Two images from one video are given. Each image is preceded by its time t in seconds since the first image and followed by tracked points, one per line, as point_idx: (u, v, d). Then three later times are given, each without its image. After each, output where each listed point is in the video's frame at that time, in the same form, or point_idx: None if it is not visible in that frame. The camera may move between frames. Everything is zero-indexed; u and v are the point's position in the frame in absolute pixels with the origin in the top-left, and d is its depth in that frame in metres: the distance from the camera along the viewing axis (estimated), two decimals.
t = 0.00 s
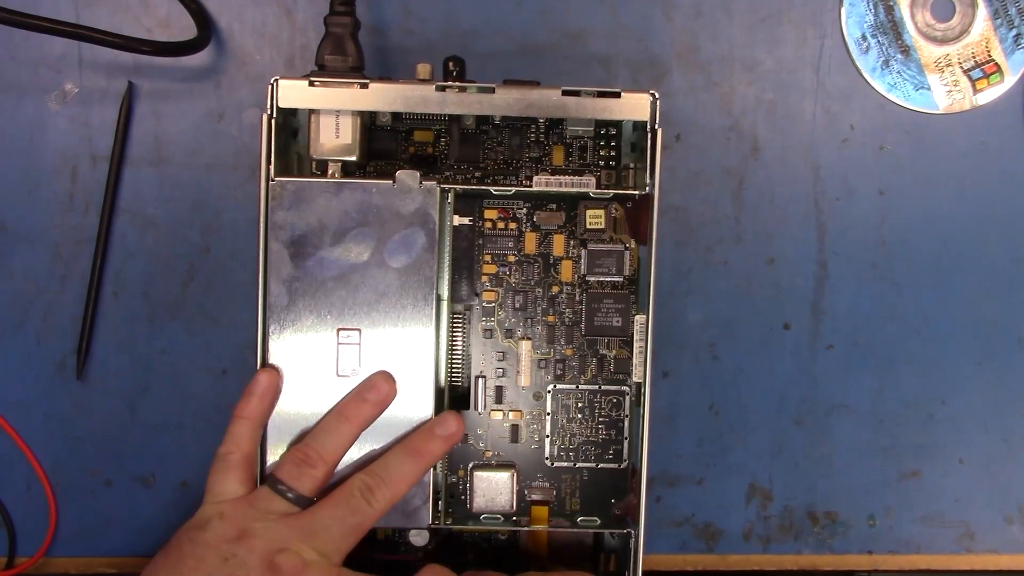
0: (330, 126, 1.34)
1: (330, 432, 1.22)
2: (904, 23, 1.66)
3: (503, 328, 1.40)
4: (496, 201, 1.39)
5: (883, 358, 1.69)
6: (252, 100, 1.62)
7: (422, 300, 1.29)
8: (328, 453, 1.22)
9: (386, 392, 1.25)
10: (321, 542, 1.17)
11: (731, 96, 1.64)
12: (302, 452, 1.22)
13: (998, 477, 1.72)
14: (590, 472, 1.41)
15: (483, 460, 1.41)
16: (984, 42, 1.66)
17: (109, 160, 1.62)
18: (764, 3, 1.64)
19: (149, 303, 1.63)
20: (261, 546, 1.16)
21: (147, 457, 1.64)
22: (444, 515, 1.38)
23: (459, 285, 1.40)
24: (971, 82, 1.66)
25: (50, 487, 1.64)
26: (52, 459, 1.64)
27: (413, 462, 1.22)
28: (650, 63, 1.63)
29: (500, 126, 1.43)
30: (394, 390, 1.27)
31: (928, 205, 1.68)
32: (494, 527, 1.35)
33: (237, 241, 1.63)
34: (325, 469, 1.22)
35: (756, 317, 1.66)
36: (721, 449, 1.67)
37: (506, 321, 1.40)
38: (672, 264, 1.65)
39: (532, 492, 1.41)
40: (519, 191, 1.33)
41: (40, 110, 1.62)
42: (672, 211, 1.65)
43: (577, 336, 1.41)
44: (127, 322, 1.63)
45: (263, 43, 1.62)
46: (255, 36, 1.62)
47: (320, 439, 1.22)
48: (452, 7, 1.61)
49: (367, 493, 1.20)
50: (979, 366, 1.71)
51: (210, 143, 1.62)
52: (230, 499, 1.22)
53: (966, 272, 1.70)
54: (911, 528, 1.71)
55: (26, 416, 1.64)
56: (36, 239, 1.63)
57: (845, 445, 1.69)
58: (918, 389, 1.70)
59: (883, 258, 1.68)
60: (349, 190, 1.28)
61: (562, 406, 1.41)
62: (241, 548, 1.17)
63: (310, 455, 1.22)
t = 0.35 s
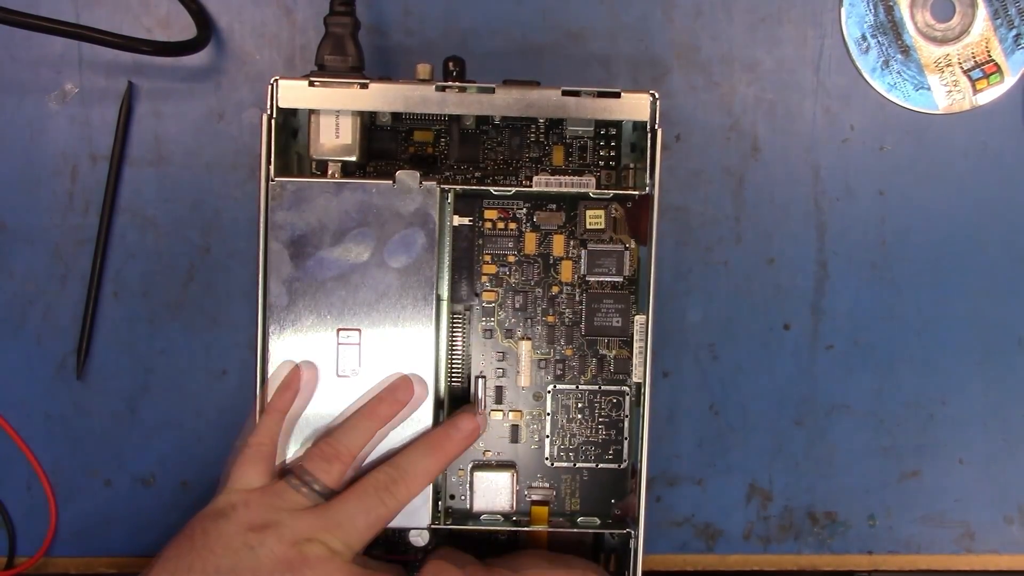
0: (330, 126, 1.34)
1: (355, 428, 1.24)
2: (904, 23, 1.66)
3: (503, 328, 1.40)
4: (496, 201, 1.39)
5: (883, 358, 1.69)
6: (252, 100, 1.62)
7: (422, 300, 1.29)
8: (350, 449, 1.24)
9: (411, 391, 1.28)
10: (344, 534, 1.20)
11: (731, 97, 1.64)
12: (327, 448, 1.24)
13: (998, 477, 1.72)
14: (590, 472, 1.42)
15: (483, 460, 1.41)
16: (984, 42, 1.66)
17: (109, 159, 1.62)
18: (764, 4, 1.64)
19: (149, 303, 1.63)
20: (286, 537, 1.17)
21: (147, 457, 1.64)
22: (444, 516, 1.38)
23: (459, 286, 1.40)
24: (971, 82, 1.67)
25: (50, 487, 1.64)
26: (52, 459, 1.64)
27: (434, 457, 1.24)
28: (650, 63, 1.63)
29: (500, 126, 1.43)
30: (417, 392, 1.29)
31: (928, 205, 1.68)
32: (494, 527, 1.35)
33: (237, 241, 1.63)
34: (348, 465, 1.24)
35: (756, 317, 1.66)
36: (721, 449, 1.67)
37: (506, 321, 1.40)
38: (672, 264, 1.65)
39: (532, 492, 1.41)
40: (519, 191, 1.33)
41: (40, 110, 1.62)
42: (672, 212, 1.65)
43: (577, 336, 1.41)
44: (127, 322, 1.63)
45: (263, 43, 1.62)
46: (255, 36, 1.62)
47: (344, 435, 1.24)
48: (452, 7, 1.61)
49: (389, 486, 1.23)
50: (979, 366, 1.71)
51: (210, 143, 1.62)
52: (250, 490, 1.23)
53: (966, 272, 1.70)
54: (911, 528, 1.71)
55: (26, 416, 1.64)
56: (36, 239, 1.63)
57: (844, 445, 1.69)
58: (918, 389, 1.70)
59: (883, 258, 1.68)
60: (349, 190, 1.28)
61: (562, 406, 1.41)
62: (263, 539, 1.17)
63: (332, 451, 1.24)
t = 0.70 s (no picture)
0: (330, 126, 1.34)
1: (298, 454, 1.14)
2: (904, 23, 1.66)
3: (503, 328, 1.40)
4: (496, 201, 1.39)
5: (883, 358, 1.69)
6: (252, 100, 1.62)
7: (422, 300, 1.29)
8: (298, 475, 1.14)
9: (359, 409, 1.16)
10: None
11: (731, 97, 1.64)
12: (265, 480, 1.14)
13: (998, 477, 1.72)
14: (590, 472, 1.41)
15: (483, 460, 1.41)
16: (984, 42, 1.66)
17: (109, 159, 1.62)
18: (764, 4, 1.64)
19: (149, 303, 1.63)
20: None
21: (147, 457, 1.64)
22: (444, 516, 1.39)
23: (459, 285, 1.40)
24: (971, 82, 1.67)
25: (50, 487, 1.64)
26: (52, 459, 1.64)
27: (380, 480, 1.11)
28: (650, 64, 1.63)
29: (500, 126, 1.43)
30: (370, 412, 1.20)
31: (928, 205, 1.68)
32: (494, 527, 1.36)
33: (237, 241, 1.63)
34: (290, 497, 1.13)
35: (756, 317, 1.66)
36: (721, 449, 1.67)
37: (506, 320, 1.40)
38: (672, 264, 1.65)
39: (532, 492, 1.41)
40: (519, 191, 1.33)
41: (40, 110, 1.62)
42: (673, 212, 1.65)
43: (577, 336, 1.41)
44: (127, 321, 1.63)
45: (263, 43, 1.62)
46: (255, 36, 1.62)
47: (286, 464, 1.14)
48: (452, 7, 1.61)
49: (332, 517, 1.11)
50: (980, 366, 1.71)
51: (210, 143, 1.62)
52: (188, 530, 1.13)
53: (966, 272, 1.70)
54: (911, 528, 1.71)
55: (25, 416, 1.64)
56: (36, 239, 1.63)
57: (845, 445, 1.69)
58: (918, 388, 1.70)
59: (883, 258, 1.68)
60: (349, 190, 1.28)
61: (562, 406, 1.41)
62: None
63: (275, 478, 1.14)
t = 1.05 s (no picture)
0: (330, 126, 1.34)
1: None
2: (904, 23, 1.67)
3: (503, 328, 1.40)
4: (496, 201, 1.39)
5: (883, 358, 1.69)
6: (252, 100, 1.62)
7: (422, 300, 1.29)
8: None
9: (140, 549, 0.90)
10: None
11: (732, 97, 1.64)
12: None
13: (998, 477, 1.72)
14: (590, 472, 1.42)
15: (483, 460, 1.41)
16: (984, 42, 1.67)
17: (109, 159, 1.62)
18: (764, 4, 1.64)
19: (149, 303, 1.63)
20: None
21: (147, 457, 1.64)
22: (443, 517, 1.38)
23: (459, 286, 1.40)
24: (971, 82, 1.67)
25: (50, 487, 1.64)
26: (52, 459, 1.64)
27: None
28: (650, 63, 1.63)
29: (500, 126, 1.43)
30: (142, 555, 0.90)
31: (928, 205, 1.68)
32: (494, 527, 1.35)
33: (237, 241, 1.63)
34: None
35: (756, 317, 1.66)
36: (721, 449, 1.67)
37: (506, 320, 1.40)
38: (672, 264, 1.65)
39: (532, 492, 1.41)
40: (519, 191, 1.33)
41: (40, 110, 1.62)
42: (673, 212, 1.65)
43: (577, 336, 1.41)
44: (127, 322, 1.63)
45: (263, 43, 1.62)
46: (255, 36, 1.62)
47: None
48: (453, 7, 1.61)
49: None
50: (980, 366, 1.71)
51: (210, 143, 1.62)
52: None
53: (966, 273, 1.70)
54: (910, 529, 1.71)
55: (25, 416, 1.64)
56: (36, 239, 1.63)
57: (844, 445, 1.69)
58: (918, 389, 1.70)
59: (883, 258, 1.68)
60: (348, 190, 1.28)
61: (562, 406, 1.41)
62: None
63: None
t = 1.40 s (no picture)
0: (330, 126, 1.34)
1: None
2: (904, 24, 1.67)
3: (503, 328, 1.40)
4: (496, 201, 1.39)
5: (883, 358, 1.69)
6: (252, 100, 1.62)
7: (422, 300, 1.29)
8: None
9: None
10: None
11: (731, 97, 1.64)
12: None
13: (998, 477, 1.72)
14: (590, 472, 1.42)
15: (483, 460, 1.41)
16: (984, 42, 1.67)
17: (109, 160, 1.62)
18: (764, 4, 1.64)
19: (149, 303, 1.63)
20: None
21: (147, 457, 1.64)
22: (443, 518, 1.38)
23: (459, 286, 1.40)
24: (971, 82, 1.67)
25: (50, 487, 1.64)
26: (52, 459, 1.64)
27: None
28: (650, 64, 1.63)
29: (500, 126, 1.43)
30: None
31: (928, 205, 1.68)
32: (494, 527, 1.35)
33: (237, 241, 1.63)
34: None
35: (756, 317, 1.66)
36: (721, 449, 1.67)
37: (506, 320, 1.40)
38: (672, 264, 1.65)
39: (532, 492, 1.41)
40: (519, 191, 1.33)
41: (40, 110, 1.62)
42: (673, 212, 1.65)
43: (577, 336, 1.41)
44: (127, 322, 1.63)
45: (263, 43, 1.62)
46: (255, 36, 1.62)
47: None
48: (453, 7, 1.61)
49: None
50: (980, 366, 1.71)
51: (210, 144, 1.62)
52: None
53: (966, 273, 1.70)
54: (910, 528, 1.71)
55: (25, 416, 1.64)
56: (36, 239, 1.63)
57: (844, 445, 1.69)
58: (918, 389, 1.70)
59: (883, 258, 1.68)
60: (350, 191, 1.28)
61: (562, 406, 1.41)
62: None
63: None
